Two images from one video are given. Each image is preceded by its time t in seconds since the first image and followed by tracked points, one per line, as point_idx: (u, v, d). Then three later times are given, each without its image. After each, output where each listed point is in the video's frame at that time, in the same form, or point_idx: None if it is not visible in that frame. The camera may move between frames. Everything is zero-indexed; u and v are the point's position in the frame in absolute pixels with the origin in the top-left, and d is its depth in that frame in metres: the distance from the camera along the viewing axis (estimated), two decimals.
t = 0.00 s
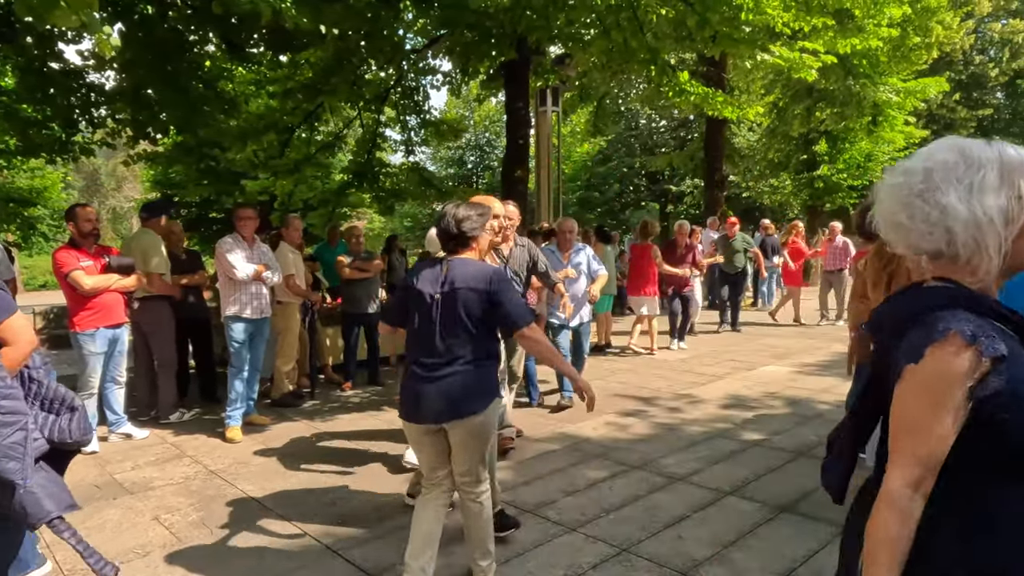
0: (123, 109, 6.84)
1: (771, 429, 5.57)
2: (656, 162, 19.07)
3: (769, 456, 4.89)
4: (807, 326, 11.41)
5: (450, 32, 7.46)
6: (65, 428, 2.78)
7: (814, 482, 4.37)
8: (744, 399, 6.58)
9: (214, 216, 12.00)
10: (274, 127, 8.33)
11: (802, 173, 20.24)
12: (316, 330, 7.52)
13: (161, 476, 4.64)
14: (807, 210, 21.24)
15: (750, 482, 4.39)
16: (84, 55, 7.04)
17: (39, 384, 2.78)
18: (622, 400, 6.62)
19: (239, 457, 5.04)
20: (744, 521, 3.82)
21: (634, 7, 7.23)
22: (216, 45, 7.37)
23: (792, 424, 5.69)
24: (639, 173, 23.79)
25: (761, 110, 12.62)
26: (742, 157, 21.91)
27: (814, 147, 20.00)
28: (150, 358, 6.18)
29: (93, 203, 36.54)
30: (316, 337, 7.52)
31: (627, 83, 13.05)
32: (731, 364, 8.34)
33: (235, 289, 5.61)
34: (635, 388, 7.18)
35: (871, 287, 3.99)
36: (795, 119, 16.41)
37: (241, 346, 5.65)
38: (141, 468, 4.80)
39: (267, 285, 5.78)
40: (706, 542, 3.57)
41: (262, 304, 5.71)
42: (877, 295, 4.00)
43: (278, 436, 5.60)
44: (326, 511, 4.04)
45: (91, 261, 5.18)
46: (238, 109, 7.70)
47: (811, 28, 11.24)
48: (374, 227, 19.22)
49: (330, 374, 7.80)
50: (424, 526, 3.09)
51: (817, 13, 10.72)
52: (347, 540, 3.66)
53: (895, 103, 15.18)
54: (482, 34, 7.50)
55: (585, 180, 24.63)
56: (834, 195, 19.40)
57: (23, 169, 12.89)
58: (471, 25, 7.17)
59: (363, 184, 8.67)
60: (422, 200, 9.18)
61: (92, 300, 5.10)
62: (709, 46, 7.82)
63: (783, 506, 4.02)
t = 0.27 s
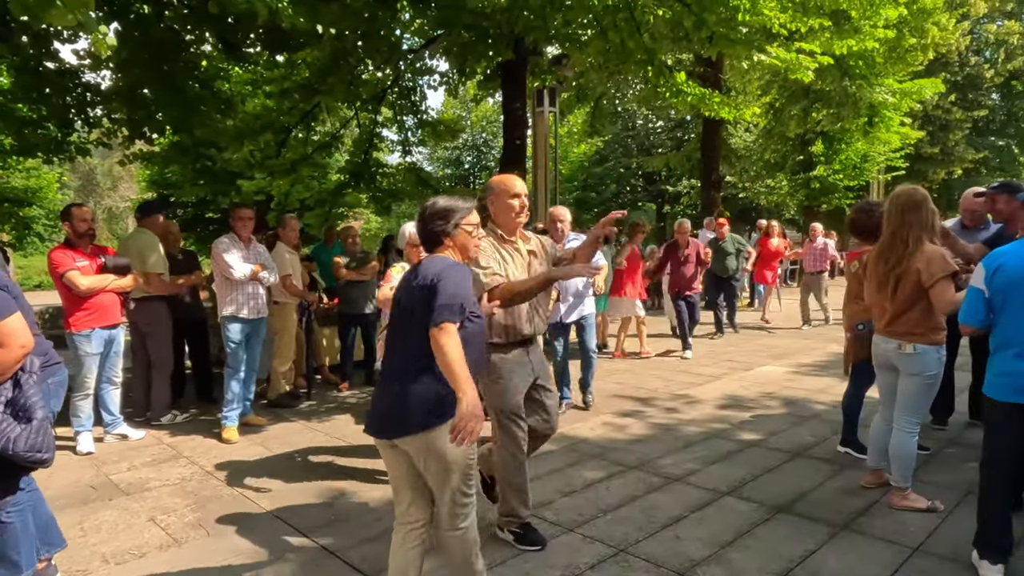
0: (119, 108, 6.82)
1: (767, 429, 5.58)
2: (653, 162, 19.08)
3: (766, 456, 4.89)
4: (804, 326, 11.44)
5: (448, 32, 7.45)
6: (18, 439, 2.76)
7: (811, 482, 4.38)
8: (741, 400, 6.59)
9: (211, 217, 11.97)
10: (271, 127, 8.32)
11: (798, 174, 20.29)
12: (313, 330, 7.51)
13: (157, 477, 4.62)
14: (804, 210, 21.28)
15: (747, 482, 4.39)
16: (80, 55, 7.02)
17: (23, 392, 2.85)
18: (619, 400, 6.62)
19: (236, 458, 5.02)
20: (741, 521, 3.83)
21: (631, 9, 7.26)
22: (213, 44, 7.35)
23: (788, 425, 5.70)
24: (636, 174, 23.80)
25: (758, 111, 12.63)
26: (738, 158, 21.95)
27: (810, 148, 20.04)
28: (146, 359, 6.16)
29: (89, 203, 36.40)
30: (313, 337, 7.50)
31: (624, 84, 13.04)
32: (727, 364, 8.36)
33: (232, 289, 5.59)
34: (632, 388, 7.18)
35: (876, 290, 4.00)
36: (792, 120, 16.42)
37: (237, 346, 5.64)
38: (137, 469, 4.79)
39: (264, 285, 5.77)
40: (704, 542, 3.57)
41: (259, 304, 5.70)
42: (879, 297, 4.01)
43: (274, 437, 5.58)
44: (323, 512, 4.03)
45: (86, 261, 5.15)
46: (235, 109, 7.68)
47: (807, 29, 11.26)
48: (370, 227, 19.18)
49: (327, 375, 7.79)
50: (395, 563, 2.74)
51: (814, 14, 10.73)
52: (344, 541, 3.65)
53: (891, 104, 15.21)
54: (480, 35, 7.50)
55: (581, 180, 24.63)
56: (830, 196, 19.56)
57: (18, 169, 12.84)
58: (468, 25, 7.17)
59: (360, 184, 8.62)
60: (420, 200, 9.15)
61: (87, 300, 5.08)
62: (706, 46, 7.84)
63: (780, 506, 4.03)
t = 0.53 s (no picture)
0: (115, 108, 6.80)
1: (763, 429, 5.59)
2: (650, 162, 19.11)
3: (762, 456, 4.91)
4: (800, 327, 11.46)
5: (444, 32, 7.45)
6: (47, 436, 2.92)
7: (807, 483, 4.39)
8: (737, 400, 6.60)
9: (207, 217, 11.95)
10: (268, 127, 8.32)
11: (795, 175, 20.33)
12: (310, 330, 7.50)
13: (153, 478, 4.61)
14: (800, 211, 21.33)
15: (743, 482, 4.40)
16: (75, 55, 7.00)
17: (42, 391, 2.99)
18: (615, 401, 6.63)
19: (232, 459, 5.02)
20: (737, 521, 3.83)
21: (628, 9, 7.27)
22: (209, 44, 7.35)
23: (784, 425, 5.71)
24: (632, 174, 23.82)
25: (754, 111, 12.64)
26: (735, 159, 21.99)
27: (806, 149, 20.09)
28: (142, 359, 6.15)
29: (85, 203, 36.28)
30: (310, 338, 7.49)
31: (621, 84, 13.04)
32: (723, 364, 8.37)
33: (228, 289, 5.58)
34: (629, 389, 7.19)
35: (876, 292, 4.01)
36: (788, 121, 16.44)
37: (233, 347, 5.63)
38: (132, 470, 4.77)
39: (260, 285, 5.76)
40: (700, 543, 3.57)
41: (255, 304, 5.69)
42: (876, 299, 4.03)
43: (271, 437, 5.58)
44: (319, 513, 4.03)
45: (82, 261, 5.14)
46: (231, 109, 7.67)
47: (804, 30, 11.27)
48: (367, 227, 19.16)
49: (323, 375, 7.78)
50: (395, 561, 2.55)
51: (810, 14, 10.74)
52: (340, 541, 3.65)
53: (887, 105, 15.21)
54: (476, 35, 7.50)
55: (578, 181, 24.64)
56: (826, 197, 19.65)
57: (14, 169, 12.81)
58: (465, 25, 7.17)
59: (357, 185, 8.63)
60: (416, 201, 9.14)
61: (83, 301, 5.07)
62: (702, 47, 7.85)
63: (776, 506, 4.04)
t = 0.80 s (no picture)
0: (111, 108, 6.78)
1: (760, 429, 5.60)
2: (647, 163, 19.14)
3: (759, 456, 4.91)
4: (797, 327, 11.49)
5: (442, 32, 7.46)
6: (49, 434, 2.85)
7: (804, 483, 4.40)
8: (735, 400, 6.61)
9: (204, 217, 11.94)
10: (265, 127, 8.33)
11: (792, 175, 20.37)
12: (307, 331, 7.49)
13: (150, 479, 4.60)
14: (797, 211, 21.38)
15: (740, 482, 4.41)
16: (72, 54, 6.99)
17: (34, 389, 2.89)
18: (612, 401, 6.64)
19: (229, 459, 5.01)
20: (735, 521, 3.84)
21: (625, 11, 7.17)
22: (206, 44, 7.34)
23: (781, 425, 5.72)
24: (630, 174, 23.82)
25: (751, 112, 12.66)
26: (732, 159, 22.05)
27: (803, 149, 20.12)
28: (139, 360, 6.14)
29: (82, 203, 36.19)
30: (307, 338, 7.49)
31: (618, 85, 13.06)
32: (720, 364, 8.39)
33: (224, 289, 5.57)
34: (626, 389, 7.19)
35: (874, 292, 4.02)
36: (785, 121, 16.45)
37: (230, 347, 5.62)
38: (129, 471, 4.77)
39: (257, 286, 5.75)
40: (697, 543, 3.58)
41: (251, 305, 5.68)
42: (872, 298, 4.05)
43: (268, 437, 5.57)
44: (315, 514, 4.02)
45: (79, 261, 5.12)
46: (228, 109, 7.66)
47: (801, 31, 11.29)
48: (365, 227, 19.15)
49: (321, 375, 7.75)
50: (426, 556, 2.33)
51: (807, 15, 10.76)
52: (337, 542, 3.65)
53: (884, 105, 15.22)
54: (474, 36, 7.51)
55: (576, 181, 24.65)
56: (822, 198, 19.76)
57: (10, 168, 12.77)
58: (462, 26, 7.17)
59: (354, 184, 8.79)
60: (414, 201, 9.15)
61: (80, 302, 5.05)
62: (699, 48, 7.87)
63: (773, 506, 4.04)
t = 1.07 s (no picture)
0: (109, 107, 6.77)
1: (758, 429, 5.61)
2: (645, 162, 19.15)
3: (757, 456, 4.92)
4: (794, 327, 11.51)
5: (440, 32, 7.47)
6: (12, 440, 2.69)
7: (802, 482, 4.40)
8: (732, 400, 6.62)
9: (202, 217, 11.93)
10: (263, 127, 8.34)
11: (789, 176, 20.41)
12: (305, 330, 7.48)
13: (147, 479, 4.60)
14: (794, 211, 21.41)
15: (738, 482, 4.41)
16: (69, 53, 6.98)
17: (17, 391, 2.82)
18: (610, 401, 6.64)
19: (227, 459, 5.01)
20: (732, 521, 3.84)
21: (624, 10, 7.12)
22: (204, 43, 7.33)
23: (779, 425, 5.73)
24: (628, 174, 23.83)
25: (749, 112, 12.68)
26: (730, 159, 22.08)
27: (801, 150, 20.16)
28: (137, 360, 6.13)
29: (79, 202, 36.09)
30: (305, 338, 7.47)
31: (616, 85, 13.05)
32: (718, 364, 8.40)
33: (222, 289, 5.56)
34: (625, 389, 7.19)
35: (871, 292, 4.02)
36: (783, 122, 16.47)
37: (228, 347, 5.61)
38: (127, 471, 4.75)
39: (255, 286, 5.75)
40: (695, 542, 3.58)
41: (250, 305, 5.68)
42: (868, 298, 4.06)
43: (266, 438, 5.57)
44: (313, 514, 4.02)
45: (77, 261, 5.11)
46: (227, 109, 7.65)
47: (799, 31, 11.30)
48: (363, 227, 19.13)
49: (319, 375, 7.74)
50: None
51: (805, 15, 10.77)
52: (335, 542, 3.64)
53: (881, 107, 15.12)
54: (472, 36, 7.51)
55: (574, 181, 24.65)
56: (820, 198, 19.80)
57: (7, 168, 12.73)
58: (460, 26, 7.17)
59: (353, 184, 8.85)
60: (411, 201, 9.15)
61: (77, 302, 5.04)
62: (697, 48, 7.88)
63: (771, 506, 4.05)
